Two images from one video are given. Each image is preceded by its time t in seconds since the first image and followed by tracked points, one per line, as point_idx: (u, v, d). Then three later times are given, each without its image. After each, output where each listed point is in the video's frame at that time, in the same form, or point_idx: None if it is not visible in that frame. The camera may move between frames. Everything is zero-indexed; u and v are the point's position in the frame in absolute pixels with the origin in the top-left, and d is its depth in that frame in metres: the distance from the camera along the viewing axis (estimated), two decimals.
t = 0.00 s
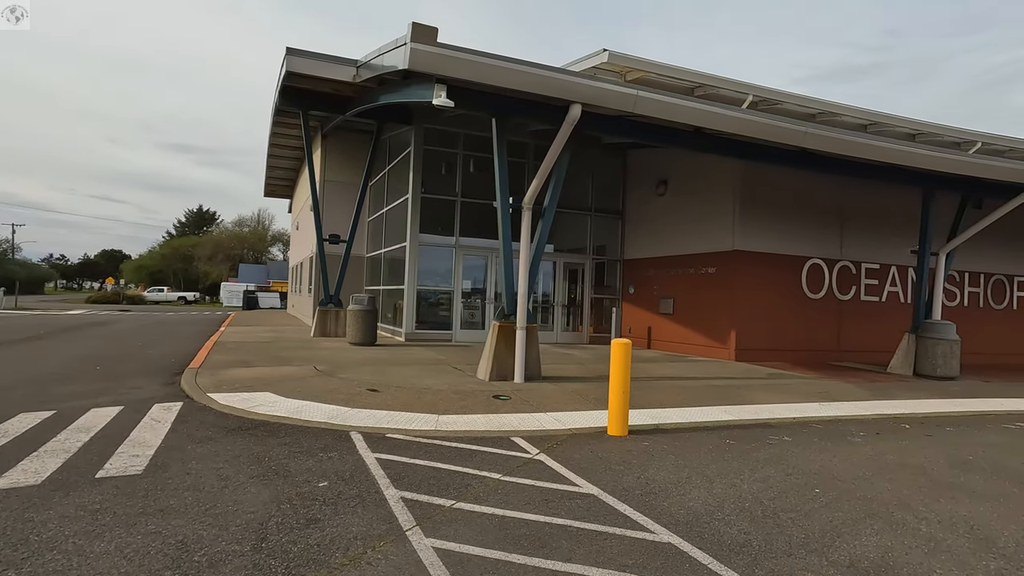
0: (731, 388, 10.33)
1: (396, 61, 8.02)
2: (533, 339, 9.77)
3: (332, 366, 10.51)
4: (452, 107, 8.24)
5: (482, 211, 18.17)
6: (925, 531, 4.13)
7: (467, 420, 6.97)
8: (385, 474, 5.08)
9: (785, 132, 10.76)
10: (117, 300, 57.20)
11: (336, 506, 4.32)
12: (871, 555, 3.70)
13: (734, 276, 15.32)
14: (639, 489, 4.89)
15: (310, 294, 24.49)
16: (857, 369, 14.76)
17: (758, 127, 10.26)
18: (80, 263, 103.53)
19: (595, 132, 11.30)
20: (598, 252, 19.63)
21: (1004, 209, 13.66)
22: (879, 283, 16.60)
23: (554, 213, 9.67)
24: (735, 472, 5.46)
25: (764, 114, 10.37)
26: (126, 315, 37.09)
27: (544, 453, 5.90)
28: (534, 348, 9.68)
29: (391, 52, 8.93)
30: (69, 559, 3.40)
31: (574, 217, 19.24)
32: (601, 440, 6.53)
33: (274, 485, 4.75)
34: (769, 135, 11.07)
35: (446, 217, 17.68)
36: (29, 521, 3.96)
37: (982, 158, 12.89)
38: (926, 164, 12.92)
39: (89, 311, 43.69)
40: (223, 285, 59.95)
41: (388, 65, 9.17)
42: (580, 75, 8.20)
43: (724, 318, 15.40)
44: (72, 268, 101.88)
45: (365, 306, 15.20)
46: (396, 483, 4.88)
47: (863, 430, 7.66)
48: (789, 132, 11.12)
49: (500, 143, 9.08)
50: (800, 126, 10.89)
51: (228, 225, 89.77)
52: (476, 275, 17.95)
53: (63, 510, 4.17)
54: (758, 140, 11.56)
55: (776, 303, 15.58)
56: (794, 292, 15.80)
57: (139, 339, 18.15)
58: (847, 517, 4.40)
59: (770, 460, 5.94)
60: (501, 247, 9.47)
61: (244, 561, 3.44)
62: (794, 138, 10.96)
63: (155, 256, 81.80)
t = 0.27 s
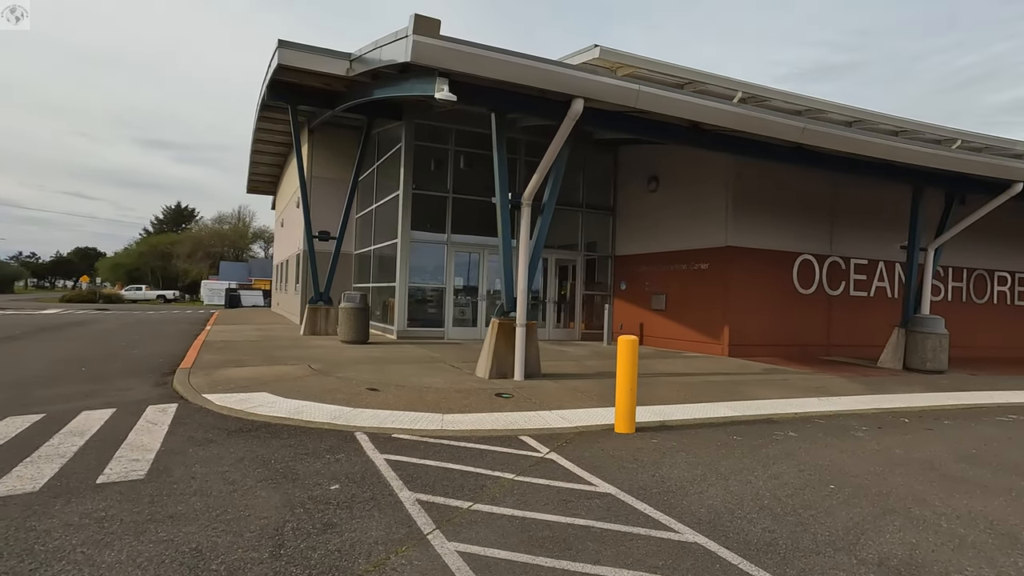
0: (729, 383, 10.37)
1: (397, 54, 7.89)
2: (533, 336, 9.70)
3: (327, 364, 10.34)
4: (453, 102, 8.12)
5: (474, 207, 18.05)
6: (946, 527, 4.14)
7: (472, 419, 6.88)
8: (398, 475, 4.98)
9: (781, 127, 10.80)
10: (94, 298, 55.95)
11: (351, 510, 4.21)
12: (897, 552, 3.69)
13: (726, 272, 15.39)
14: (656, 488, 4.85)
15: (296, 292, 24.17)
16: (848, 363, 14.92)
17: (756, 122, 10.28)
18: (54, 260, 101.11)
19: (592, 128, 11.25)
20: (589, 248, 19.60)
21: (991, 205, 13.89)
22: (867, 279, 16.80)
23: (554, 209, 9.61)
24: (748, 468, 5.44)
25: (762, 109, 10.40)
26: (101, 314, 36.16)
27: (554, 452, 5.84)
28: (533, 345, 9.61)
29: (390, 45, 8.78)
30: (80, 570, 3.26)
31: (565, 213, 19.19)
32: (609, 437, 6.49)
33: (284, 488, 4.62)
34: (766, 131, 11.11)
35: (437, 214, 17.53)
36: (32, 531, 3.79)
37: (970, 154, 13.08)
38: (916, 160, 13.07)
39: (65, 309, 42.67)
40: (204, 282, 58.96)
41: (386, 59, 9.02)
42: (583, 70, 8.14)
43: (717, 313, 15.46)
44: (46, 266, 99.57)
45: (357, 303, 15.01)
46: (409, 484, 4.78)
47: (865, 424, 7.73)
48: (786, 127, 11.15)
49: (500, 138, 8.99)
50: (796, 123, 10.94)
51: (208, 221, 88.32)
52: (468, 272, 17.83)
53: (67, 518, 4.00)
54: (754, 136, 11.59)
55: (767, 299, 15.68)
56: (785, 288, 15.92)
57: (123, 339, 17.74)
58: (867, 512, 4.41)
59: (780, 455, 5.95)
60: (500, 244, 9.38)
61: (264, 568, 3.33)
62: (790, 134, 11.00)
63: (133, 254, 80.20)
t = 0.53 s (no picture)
0: (726, 382, 10.37)
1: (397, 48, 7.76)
2: (532, 335, 9.60)
3: (321, 365, 10.14)
4: (454, 97, 8.00)
5: (466, 205, 17.90)
6: (964, 527, 4.13)
7: (476, 420, 6.76)
8: (406, 478, 4.86)
9: (778, 126, 10.84)
10: (70, 298, 54.70)
11: (363, 515, 4.08)
12: (921, 553, 3.66)
13: (719, 270, 15.43)
14: (671, 489, 4.77)
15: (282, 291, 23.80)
16: (838, 361, 15.04)
17: (753, 120, 10.29)
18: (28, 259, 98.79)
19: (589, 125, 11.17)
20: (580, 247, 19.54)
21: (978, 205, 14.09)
22: (856, 277, 16.95)
23: (552, 206, 9.51)
24: (759, 469, 5.40)
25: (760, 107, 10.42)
26: (79, 313, 35.31)
27: (562, 453, 5.74)
28: (532, 344, 9.52)
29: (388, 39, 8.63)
30: None
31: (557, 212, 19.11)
32: (616, 437, 6.42)
33: (291, 494, 4.47)
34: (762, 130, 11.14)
35: (428, 211, 17.35)
36: (28, 542, 3.61)
37: (959, 154, 13.25)
38: (907, 159, 13.20)
39: (41, 309, 41.63)
40: (185, 282, 57.95)
41: (384, 53, 8.85)
42: (585, 66, 8.07)
43: (709, 312, 15.49)
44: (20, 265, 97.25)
45: (348, 302, 14.80)
46: (419, 488, 4.66)
47: (865, 422, 7.76)
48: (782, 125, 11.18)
49: (500, 136, 8.90)
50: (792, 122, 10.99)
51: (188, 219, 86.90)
52: (460, 270, 17.69)
53: (64, 528, 3.82)
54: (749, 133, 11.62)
55: (759, 297, 15.74)
56: (777, 286, 15.99)
57: (105, 339, 17.31)
58: (883, 512, 4.39)
59: (788, 455, 5.92)
60: (499, 242, 9.26)
61: None
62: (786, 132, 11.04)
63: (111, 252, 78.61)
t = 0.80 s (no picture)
0: (716, 379, 10.37)
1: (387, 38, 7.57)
2: (522, 332, 9.47)
3: (305, 364, 9.88)
4: (445, 90, 7.84)
5: (449, 202, 17.69)
6: (973, 524, 4.11)
7: (471, 420, 6.61)
8: (405, 481, 4.69)
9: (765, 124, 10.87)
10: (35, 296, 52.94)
11: (364, 521, 3.91)
12: (936, 551, 3.63)
13: (703, 267, 15.49)
14: (678, 489, 4.68)
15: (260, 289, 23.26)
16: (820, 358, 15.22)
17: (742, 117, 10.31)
18: None
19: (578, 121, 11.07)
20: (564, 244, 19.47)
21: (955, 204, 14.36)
22: (836, 275, 17.18)
23: (543, 202, 9.39)
24: (761, 466, 5.36)
25: (749, 104, 10.43)
26: (45, 313, 34.16)
27: (562, 453, 5.63)
28: (522, 342, 9.40)
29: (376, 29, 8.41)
30: None
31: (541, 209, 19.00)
32: (615, 435, 6.33)
33: (286, 499, 4.27)
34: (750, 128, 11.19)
35: (411, 208, 17.10)
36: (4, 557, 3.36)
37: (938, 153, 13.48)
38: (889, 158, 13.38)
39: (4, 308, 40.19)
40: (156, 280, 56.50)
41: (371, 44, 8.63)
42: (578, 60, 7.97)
43: (694, 309, 15.55)
44: None
45: (330, 300, 14.49)
46: (420, 491, 4.50)
47: (857, 418, 7.80)
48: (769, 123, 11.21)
49: (491, 130, 8.74)
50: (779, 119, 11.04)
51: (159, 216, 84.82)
52: (443, 268, 17.48)
53: (43, 541, 3.57)
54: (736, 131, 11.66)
55: (742, 294, 15.84)
56: (760, 284, 16.12)
57: (75, 339, 16.71)
58: (891, 509, 4.36)
59: (787, 452, 5.90)
60: (489, 238, 9.11)
61: None
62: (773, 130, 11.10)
63: (77, 249, 76.33)
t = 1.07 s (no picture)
0: (705, 378, 10.38)
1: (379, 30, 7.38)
2: (512, 332, 9.33)
3: (289, 365, 9.59)
4: (438, 84, 7.69)
5: (433, 199, 17.47)
6: (982, 525, 4.12)
7: (466, 422, 6.46)
8: (406, 488, 4.53)
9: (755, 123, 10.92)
10: None
11: (369, 531, 3.74)
12: (952, 555, 3.60)
13: (688, 266, 15.55)
14: (685, 493, 4.61)
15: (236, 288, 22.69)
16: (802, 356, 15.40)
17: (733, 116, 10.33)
18: None
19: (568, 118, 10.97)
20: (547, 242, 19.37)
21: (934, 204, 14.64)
22: (817, 274, 17.39)
23: (534, 200, 9.26)
24: (764, 467, 5.32)
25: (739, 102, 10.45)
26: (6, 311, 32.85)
27: (563, 456, 5.51)
28: (513, 341, 9.26)
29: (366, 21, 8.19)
30: None
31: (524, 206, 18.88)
32: (613, 437, 6.24)
33: (284, 509, 4.08)
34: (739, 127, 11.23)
35: (394, 205, 16.83)
36: None
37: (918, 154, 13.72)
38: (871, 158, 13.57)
39: None
40: (123, 277, 54.91)
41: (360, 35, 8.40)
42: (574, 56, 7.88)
43: (679, 308, 15.59)
44: None
45: (312, 299, 14.17)
46: (423, 498, 4.35)
47: (848, 417, 7.85)
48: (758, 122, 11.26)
49: (483, 126, 8.59)
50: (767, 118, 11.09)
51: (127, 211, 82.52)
52: (427, 266, 17.26)
53: (24, 561, 3.34)
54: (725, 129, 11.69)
55: (726, 293, 15.94)
56: (743, 282, 16.23)
57: (42, 339, 16.06)
58: (899, 511, 4.35)
59: (786, 452, 5.88)
60: (480, 236, 8.95)
61: None
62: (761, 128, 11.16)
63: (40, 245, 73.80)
